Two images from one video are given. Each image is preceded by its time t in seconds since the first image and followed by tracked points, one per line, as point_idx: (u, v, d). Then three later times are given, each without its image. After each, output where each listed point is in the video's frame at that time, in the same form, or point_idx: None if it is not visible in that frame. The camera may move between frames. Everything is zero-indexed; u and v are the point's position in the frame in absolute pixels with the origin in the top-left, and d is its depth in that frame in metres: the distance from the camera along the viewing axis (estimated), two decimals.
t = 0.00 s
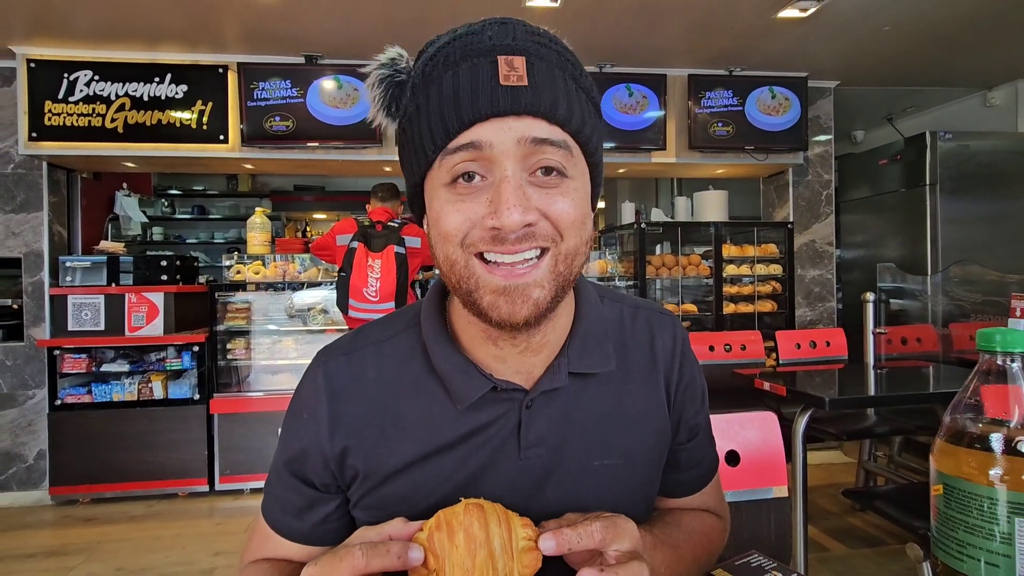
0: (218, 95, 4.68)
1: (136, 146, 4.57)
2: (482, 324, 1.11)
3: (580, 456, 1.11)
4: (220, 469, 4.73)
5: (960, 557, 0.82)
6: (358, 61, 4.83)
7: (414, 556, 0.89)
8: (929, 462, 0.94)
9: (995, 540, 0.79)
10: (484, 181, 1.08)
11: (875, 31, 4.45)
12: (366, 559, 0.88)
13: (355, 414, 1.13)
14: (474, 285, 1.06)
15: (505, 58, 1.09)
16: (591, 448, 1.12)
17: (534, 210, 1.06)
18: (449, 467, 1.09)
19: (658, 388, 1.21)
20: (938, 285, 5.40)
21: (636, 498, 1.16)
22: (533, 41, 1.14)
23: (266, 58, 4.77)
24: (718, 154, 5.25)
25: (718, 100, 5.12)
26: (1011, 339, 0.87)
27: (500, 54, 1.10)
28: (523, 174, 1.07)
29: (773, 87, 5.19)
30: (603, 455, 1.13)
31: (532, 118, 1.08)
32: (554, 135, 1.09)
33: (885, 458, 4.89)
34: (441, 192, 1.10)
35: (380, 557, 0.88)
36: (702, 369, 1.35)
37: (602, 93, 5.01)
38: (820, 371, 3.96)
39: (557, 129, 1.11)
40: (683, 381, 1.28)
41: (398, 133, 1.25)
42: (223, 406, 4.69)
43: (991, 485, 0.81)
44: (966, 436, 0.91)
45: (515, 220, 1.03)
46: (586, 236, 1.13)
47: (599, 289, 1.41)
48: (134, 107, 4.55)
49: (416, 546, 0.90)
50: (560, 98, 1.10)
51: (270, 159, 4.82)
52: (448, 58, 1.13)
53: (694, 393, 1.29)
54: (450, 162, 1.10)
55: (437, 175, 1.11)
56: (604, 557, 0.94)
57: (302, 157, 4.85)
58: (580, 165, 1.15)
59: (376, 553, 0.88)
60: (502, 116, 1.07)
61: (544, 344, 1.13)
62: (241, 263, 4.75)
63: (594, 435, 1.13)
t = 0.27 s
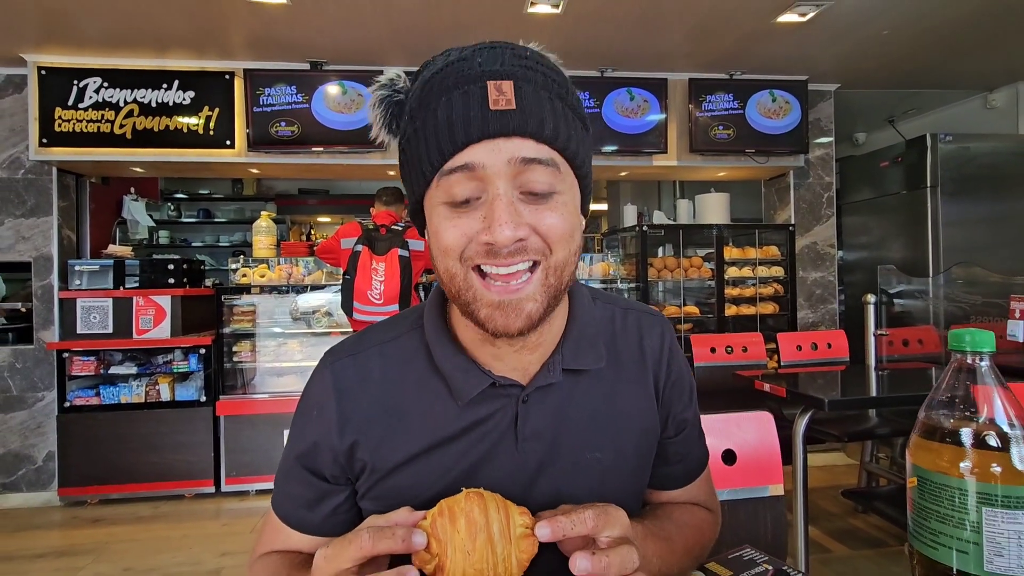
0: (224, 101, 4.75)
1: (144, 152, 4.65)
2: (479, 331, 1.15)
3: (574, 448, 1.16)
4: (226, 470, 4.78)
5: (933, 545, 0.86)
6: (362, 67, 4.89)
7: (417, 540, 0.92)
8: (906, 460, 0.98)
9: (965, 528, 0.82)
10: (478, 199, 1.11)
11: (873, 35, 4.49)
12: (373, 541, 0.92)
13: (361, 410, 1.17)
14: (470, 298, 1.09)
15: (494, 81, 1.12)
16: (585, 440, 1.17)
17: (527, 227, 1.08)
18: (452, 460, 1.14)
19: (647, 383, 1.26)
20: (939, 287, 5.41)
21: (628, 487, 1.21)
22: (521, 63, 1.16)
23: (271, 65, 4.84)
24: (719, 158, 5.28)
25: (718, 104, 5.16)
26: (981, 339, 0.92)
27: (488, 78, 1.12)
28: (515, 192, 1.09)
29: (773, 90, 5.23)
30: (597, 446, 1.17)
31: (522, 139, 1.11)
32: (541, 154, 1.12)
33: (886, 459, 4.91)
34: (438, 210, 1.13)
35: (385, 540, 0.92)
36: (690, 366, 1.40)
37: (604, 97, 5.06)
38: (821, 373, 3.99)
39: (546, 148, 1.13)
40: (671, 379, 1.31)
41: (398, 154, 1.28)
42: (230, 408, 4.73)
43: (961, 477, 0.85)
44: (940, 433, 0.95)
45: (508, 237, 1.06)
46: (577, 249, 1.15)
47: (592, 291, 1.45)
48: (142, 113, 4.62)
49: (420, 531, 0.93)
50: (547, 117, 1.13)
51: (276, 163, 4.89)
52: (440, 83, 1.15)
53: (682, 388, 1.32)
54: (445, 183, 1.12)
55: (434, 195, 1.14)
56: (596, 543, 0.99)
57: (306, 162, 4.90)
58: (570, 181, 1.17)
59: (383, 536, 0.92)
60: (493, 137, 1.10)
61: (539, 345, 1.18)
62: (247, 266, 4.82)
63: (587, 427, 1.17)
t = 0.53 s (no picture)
0: (231, 104, 4.80)
1: (152, 155, 4.70)
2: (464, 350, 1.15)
3: (563, 427, 1.19)
4: (232, 470, 4.82)
5: (925, 534, 0.87)
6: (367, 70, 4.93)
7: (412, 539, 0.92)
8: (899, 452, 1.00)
9: (957, 518, 0.84)
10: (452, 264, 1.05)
11: (876, 36, 4.49)
12: (370, 537, 0.93)
13: (362, 395, 1.20)
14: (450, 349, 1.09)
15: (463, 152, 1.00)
16: (573, 420, 1.20)
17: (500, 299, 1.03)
18: (451, 440, 1.16)
19: (632, 366, 1.29)
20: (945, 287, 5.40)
21: (618, 466, 1.24)
22: (494, 113, 1.02)
23: (277, 68, 4.89)
24: (722, 158, 5.30)
25: (722, 105, 5.17)
26: (971, 333, 0.94)
27: (457, 144, 1.01)
28: (488, 264, 1.03)
29: (776, 91, 5.24)
30: (584, 425, 1.21)
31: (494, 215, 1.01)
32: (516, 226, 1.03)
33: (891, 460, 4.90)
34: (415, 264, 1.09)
35: (382, 537, 0.93)
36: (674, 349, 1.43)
37: (607, 99, 5.08)
38: (826, 373, 3.99)
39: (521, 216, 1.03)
40: (654, 360, 1.33)
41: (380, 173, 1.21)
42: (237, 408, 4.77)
43: (953, 468, 0.86)
44: (931, 424, 0.96)
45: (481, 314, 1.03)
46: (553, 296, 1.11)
47: (577, 282, 1.47)
48: (150, 117, 4.67)
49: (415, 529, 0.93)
50: (522, 195, 1.02)
51: (282, 166, 4.93)
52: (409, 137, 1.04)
53: (665, 368, 1.34)
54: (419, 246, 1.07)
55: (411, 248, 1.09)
56: (594, 540, 1.00)
57: (312, 164, 4.96)
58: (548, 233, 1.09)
59: (380, 533, 0.93)
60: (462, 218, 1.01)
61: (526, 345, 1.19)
62: (253, 267, 4.85)
63: (575, 408, 1.21)
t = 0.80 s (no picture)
0: (237, 106, 4.84)
1: (159, 156, 4.73)
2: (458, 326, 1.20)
3: (554, 404, 1.23)
4: (238, 469, 4.84)
5: (937, 517, 0.87)
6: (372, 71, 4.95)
7: (395, 554, 0.86)
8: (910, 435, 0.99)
9: (969, 501, 0.83)
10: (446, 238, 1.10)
11: (882, 35, 4.48)
12: (350, 553, 0.88)
13: (363, 374, 1.25)
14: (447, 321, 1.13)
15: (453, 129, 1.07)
16: (562, 394, 1.24)
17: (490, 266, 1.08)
18: (448, 415, 1.21)
19: (618, 345, 1.33)
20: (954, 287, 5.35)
21: (609, 439, 1.26)
22: (478, 95, 1.10)
23: (283, 70, 4.92)
24: (728, 158, 5.29)
25: (727, 105, 5.17)
26: (982, 316, 0.94)
27: (447, 123, 1.08)
28: (478, 234, 1.08)
29: (781, 91, 5.23)
30: (573, 399, 1.25)
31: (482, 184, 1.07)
32: (501, 196, 1.09)
33: (898, 461, 4.86)
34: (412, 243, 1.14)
35: (362, 554, 0.87)
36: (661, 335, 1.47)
37: (612, 99, 5.09)
38: (832, 373, 3.96)
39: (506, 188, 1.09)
40: (638, 335, 1.36)
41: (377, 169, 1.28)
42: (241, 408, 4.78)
43: (964, 450, 0.86)
44: (943, 407, 0.96)
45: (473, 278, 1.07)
46: (539, 267, 1.16)
47: (563, 272, 1.53)
48: (157, 118, 4.71)
49: (396, 544, 0.88)
50: (506, 166, 1.08)
51: (288, 166, 4.96)
52: (404, 124, 1.12)
53: (652, 344, 1.37)
54: (414, 222, 1.12)
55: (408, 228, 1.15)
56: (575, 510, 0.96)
57: (318, 165, 4.99)
58: (534, 207, 1.15)
59: (360, 548, 0.87)
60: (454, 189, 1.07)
61: (515, 323, 1.25)
62: (258, 267, 4.83)
63: (564, 384, 1.25)
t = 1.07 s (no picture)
0: (243, 106, 4.86)
1: (166, 156, 4.76)
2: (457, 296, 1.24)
3: (549, 401, 1.23)
4: (243, 469, 4.84)
5: (952, 507, 0.85)
6: (376, 72, 4.97)
7: (413, 513, 0.89)
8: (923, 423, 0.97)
9: (986, 489, 0.82)
10: (449, 190, 1.20)
11: (888, 34, 4.46)
12: (370, 511, 0.89)
13: (361, 370, 1.26)
14: (447, 272, 1.17)
15: (453, 95, 1.23)
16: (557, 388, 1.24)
17: (488, 209, 1.16)
18: (445, 411, 1.20)
19: (610, 340, 1.32)
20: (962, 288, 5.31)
21: (606, 432, 1.26)
22: (474, 80, 1.29)
23: (289, 71, 4.94)
24: (733, 159, 5.27)
25: (731, 105, 5.15)
26: (997, 302, 0.92)
27: (447, 93, 1.24)
28: (477, 180, 1.20)
29: (786, 91, 5.22)
30: (568, 392, 1.25)
31: (480, 136, 1.22)
32: (496, 148, 1.23)
33: (907, 464, 4.81)
34: (415, 202, 1.22)
35: (382, 511, 0.89)
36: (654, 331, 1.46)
37: (616, 100, 5.08)
38: (839, 374, 3.93)
39: (501, 143, 1.24)
40: (628, 327, 1.36)
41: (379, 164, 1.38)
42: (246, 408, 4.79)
43: (979, 437, 0.84)
44: (957, 395, 0.94)
45: (473, 215, 1.14)
46: (533, 226, 1.24)
47: (557, 269, 1.53)
48: (164, 119, 4.74)
49: (416, 503, 0.91)
50: (501, 120, 1.24)
51: (293, 167, 4.98)
52: (409, 103, 1.27)
53: (643, 336, 1.36)
54: (419, 179, 1.22)
55: (413, 189, 1.23)
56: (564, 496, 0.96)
57: (322, 165, 5.00)
58: (524, 173, 1.27)
59: (379, 507, 0.89)
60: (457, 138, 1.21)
61: (508, 314, 1.28)
62: (263, 268, 4.88)
63: (558, 378, 1.25)
